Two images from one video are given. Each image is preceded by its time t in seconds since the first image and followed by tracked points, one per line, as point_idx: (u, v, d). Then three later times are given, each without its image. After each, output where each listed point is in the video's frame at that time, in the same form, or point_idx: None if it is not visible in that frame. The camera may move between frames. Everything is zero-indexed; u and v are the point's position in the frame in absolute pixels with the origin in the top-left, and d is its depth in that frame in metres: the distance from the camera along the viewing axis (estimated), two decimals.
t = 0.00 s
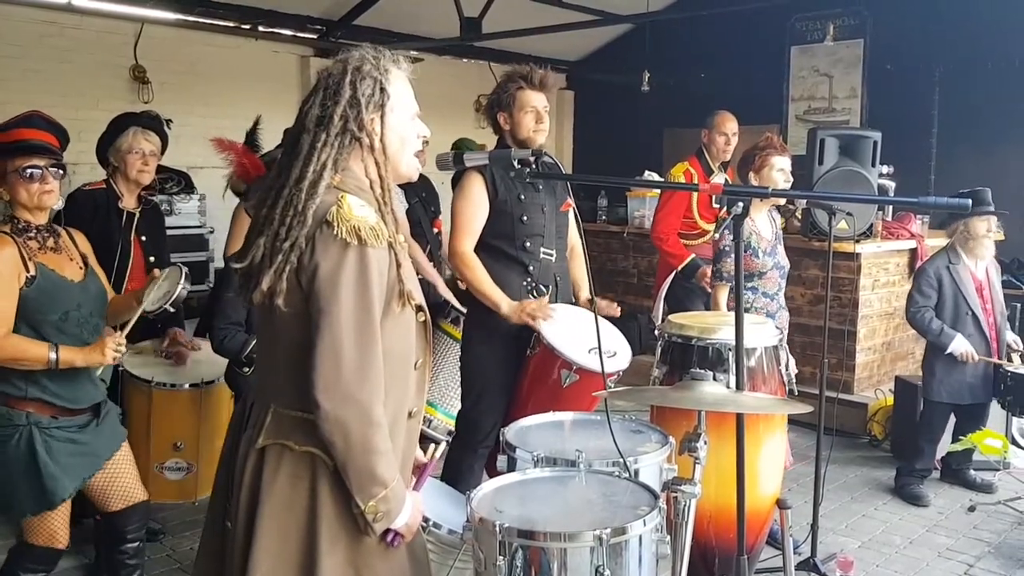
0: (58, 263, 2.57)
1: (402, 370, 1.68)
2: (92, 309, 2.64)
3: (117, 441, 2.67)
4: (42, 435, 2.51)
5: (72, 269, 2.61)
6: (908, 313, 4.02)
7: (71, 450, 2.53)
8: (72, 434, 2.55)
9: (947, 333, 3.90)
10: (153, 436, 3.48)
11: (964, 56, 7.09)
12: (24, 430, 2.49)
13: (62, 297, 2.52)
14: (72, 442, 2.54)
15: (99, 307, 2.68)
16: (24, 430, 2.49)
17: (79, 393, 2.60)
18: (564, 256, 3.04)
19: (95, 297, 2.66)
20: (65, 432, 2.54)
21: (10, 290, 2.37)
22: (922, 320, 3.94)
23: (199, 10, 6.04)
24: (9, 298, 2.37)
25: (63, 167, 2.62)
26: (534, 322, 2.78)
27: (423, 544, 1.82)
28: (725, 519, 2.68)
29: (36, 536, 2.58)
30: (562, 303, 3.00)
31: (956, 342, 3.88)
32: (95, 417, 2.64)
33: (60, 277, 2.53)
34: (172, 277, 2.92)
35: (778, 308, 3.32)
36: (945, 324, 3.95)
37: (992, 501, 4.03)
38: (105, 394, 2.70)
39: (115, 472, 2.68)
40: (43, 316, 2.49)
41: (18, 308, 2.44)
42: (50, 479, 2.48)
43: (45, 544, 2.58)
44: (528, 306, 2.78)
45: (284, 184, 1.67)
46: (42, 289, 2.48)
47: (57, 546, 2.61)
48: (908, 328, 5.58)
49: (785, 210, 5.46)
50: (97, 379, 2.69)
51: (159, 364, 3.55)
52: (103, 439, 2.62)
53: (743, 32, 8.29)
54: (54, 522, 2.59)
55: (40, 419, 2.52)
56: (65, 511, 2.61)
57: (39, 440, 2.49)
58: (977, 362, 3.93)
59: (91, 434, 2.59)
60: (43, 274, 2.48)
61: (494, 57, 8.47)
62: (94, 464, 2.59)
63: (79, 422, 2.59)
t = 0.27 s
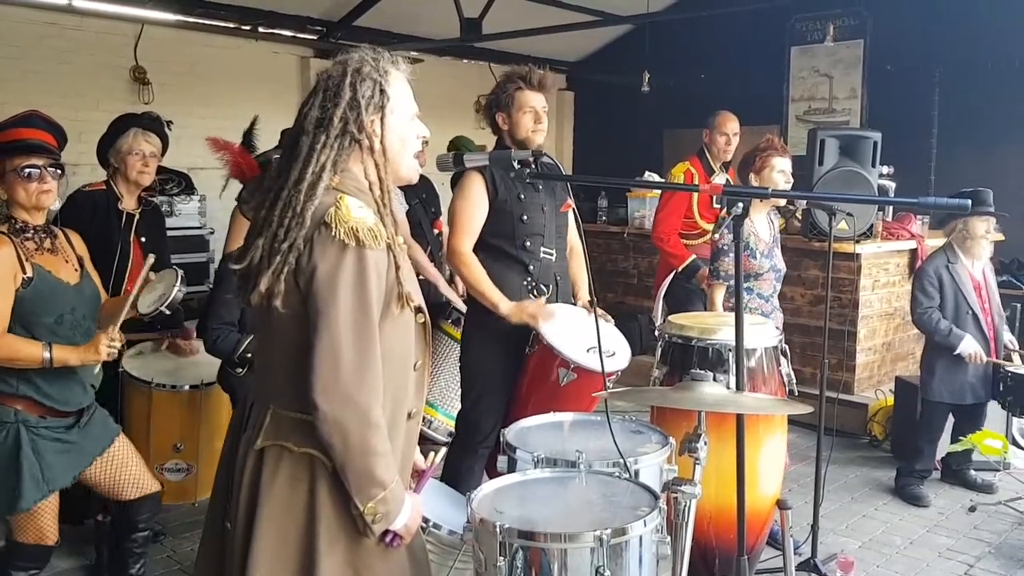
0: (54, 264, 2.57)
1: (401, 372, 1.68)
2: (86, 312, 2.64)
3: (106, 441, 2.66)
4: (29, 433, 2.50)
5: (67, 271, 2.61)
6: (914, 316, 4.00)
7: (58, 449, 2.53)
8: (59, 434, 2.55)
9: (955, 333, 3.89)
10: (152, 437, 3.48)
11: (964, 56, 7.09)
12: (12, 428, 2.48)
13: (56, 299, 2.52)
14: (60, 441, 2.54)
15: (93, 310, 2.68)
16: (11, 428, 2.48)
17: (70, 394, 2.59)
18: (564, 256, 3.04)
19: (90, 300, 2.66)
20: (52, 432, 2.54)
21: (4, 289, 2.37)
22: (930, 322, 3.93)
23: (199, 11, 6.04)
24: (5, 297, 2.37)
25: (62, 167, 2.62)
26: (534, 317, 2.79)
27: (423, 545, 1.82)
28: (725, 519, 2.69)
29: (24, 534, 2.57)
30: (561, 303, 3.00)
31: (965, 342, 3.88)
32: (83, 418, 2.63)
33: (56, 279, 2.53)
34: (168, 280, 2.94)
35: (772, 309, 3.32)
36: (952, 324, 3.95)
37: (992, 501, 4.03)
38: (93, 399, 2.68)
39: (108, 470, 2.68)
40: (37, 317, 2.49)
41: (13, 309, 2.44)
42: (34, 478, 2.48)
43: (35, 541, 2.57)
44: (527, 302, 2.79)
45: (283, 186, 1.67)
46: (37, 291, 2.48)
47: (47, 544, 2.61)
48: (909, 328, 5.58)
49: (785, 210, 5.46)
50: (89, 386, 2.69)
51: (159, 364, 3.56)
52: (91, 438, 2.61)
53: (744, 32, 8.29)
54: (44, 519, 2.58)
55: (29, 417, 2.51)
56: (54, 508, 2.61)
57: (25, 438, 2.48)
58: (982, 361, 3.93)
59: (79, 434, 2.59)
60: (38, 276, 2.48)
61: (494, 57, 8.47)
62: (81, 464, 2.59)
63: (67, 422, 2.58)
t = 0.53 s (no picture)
0: (66, 262, 2.57)
1: (400, 372, 1.68)
2: (100, 308, 2.64)
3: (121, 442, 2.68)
4: (49, 432, 2.51)
5: (79, 268, 2.61)
6: (903, 312, 4.00)
7: (78, 448, 2.54)
8: (77, 432, 2.56)
9: (945, 332, 3.90)
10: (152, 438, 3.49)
11: (964, 56, 7.09)
12: (32, 427, 2.49)
13: (69, 297, 2.52)
14: (78, 440, 2.55)
15: (107, 305, 2.68)
16: (32, 427, 2.49)
17: (86, 390, 2.60)
18: (563, 256, 3.04)
19: (103, 296, 2.65)
20: (71, 430, 2.55)
21: (16, 292, 2.37)
22: (920, 319, 3.93)
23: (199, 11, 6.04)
24: (15, 298, 2.37)
25: (68, 166, 2.62)
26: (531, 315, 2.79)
27: (423, 545, 1.82)
28: (726, 519, 2.69)
29: (44, 535, 2.54)
30: (560, 303, 3.01)
31: (954, 342, 3.88)
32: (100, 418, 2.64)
33: (68, 277, 2.53)
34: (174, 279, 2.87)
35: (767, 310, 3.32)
36: (943, 323, 3.95)
37: (993, 501, 4.03)
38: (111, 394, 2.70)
39: (116, 472, 2.69)
40: (50, 315, 2.49)
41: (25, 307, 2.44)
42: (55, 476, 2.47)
43: (54, 544, 2.54)
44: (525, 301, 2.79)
45: (282, 186, 1.67)
46: (50, 290, 2.48)
47: (66, 547, 2.57)
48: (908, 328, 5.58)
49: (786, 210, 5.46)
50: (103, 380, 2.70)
51: (158, 364, 3.56)
52: (107, 439, 2.63)
53: (744, 32, 8.29)
54: (63, 519, 2.55)
55: (48, 415, 2.52)
56: (73, 509, 2.58)
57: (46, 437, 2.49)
58: (975, 362, 3.94)
59: (96, 433, 2.60)
60: (50, 274, 2.48)
61: (494, 57, 8.47)
62: (99, 463, 2.59)
63: (86, 421, 2.59)
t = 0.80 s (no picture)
0: (55, 265, 2.57)
1: (401, 372, 1.68)
2: (89, 313, 2.64)
3: (110, 445, 2.67)
4: (34, 435, 2.50)
5: (68, 272, 2.61)
6: (903, 312, 4.00)
7: (64, 451, 2.53)
8: (64, 436, 2.54)
9: (944, 332, 3.90)
10: (152, 438, 3.49)
11: (964, 56, 7.09)
12: (16, 431, 2.48)
13: (59, 300, 2.52)
14: (65, 444, 2.54)
15: (95, 310, 2.68)
16: (16, 430, 2.48)
17: (73, 396, 2.59)
18: (562, 256, 3.05)
19: (91, 302, 2.65)
20: (58, 434, 2.54)
21: (9, 293, 2.37)
22: (919, 320, 3.92)
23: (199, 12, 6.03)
24: (8, 299, 2.36)
25: (65, 169, 2.62)
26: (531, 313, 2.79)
27: (424, 545, 1.82)
28: (727, 520, 2.69)
29: (31, 536, 2.53)
30: (560, 303, 3.01)
31: (954, 342, 3.88)
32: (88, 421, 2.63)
33: (56, 280, 2.53)
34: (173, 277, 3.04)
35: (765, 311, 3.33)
36: (943, 323, 3.95)
37: (993, 501, 4.03)
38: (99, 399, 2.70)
39: (109, 475, 2.68)
40: (39, 318, 2.48)
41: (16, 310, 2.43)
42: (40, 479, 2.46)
43: (42, 545, 2.53)
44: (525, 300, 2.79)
45: (282, 187, 1.67)
46: (41, 292, 2.48)
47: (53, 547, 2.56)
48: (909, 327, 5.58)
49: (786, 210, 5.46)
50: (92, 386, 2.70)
51: (159, 365, 3.55)
52: (95, 441, 2.62)
53: (744, 32, 8.29)
54: (50, 521, 2.54)
55: (33, 420, 2.51)
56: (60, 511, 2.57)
57: (30, 441, 2.48)
58: (975, 362, 3.93)
59: (84, 436, 2.59)
60: (40, 277, 2.48)
61: (494, 57, 8.47)
62: (86, 467, 2.59)
63: (72, 425, 2.58)
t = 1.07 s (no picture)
0: (56, 265, 2.57)
1: (402, 372, 1.68)
2: (90, 313, 2.64)
3: (110, 445, 2.66)
4: (35, 434, 2.50)
5: (69, 272, 2.61)
6: (913, 317, 4.00)
7: (64, 450, 2.53)
8: (64, 435, 2.54)
9: (955, 335, 3.89)
10: (152, 437, 3.49)
11: (964, 56, 7.08)
12: (17, 429, 2.48)
13: (59, 300, 2.52)
14: (65, 444, 2.53)
15: (97, 310, 2.68)
16: (17, 428, 2.48)
17: (74, 396, 2.58)
18: (562, 256, 3.05)
19: (92, 301, 2.66)
20: (58, 434, 2.54)
21: (10, 293, 2.37)
22: (929, 322, 3.93)
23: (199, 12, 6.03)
24: (10, 299, 2.36)
25: (63, 169, 2.62)
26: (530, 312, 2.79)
27: (423, 545, 1.82)
28: (726, 519, 2.68)
29: (28, 534, 2.54)
30: (559, 303, 3.01)
31: (964, 344, 3.88)
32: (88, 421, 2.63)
33: (57, 280, 2.53)
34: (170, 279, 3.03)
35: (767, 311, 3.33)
36: (951, 324, 3.94)
37: (993, 501, 4.03)
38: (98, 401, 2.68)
39: (109, 476, 2.68)
40: (41, 319, 2.49)
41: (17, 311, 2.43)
42: (38, 479, 2.47)
43: (38, 544, 2.54)
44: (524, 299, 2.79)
45: (283, 186, 1.67)
46: (42, 293, 2.48)
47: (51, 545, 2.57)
48: (909, 328, 5.58)
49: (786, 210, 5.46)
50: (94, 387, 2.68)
51: (158, 364, 3.55)
52: (96, 443, 2.61)
53: (744, 32, 8.28)
54: (48, 520, 2.55)
55: (34, 418, 2.50)
56: (58, 510, 2.58)
57: (31, 440, 2.48)
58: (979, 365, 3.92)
59: (84, 437, 2.58)
60: (41, 277, 2.48)
61: (494, 57, 8.47)
62: (84, 466, 2.58)
63: (73, 425, 2.58)
